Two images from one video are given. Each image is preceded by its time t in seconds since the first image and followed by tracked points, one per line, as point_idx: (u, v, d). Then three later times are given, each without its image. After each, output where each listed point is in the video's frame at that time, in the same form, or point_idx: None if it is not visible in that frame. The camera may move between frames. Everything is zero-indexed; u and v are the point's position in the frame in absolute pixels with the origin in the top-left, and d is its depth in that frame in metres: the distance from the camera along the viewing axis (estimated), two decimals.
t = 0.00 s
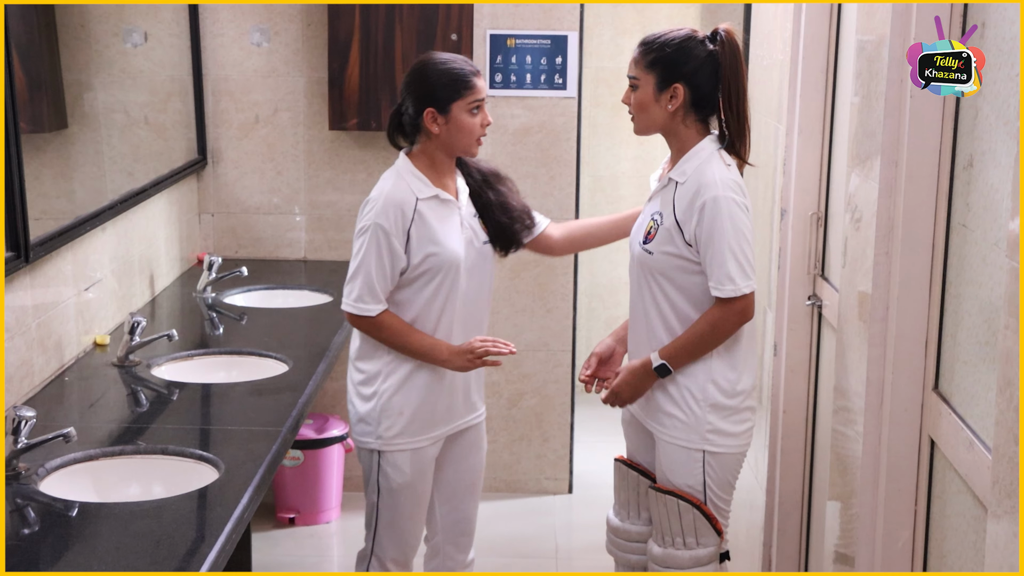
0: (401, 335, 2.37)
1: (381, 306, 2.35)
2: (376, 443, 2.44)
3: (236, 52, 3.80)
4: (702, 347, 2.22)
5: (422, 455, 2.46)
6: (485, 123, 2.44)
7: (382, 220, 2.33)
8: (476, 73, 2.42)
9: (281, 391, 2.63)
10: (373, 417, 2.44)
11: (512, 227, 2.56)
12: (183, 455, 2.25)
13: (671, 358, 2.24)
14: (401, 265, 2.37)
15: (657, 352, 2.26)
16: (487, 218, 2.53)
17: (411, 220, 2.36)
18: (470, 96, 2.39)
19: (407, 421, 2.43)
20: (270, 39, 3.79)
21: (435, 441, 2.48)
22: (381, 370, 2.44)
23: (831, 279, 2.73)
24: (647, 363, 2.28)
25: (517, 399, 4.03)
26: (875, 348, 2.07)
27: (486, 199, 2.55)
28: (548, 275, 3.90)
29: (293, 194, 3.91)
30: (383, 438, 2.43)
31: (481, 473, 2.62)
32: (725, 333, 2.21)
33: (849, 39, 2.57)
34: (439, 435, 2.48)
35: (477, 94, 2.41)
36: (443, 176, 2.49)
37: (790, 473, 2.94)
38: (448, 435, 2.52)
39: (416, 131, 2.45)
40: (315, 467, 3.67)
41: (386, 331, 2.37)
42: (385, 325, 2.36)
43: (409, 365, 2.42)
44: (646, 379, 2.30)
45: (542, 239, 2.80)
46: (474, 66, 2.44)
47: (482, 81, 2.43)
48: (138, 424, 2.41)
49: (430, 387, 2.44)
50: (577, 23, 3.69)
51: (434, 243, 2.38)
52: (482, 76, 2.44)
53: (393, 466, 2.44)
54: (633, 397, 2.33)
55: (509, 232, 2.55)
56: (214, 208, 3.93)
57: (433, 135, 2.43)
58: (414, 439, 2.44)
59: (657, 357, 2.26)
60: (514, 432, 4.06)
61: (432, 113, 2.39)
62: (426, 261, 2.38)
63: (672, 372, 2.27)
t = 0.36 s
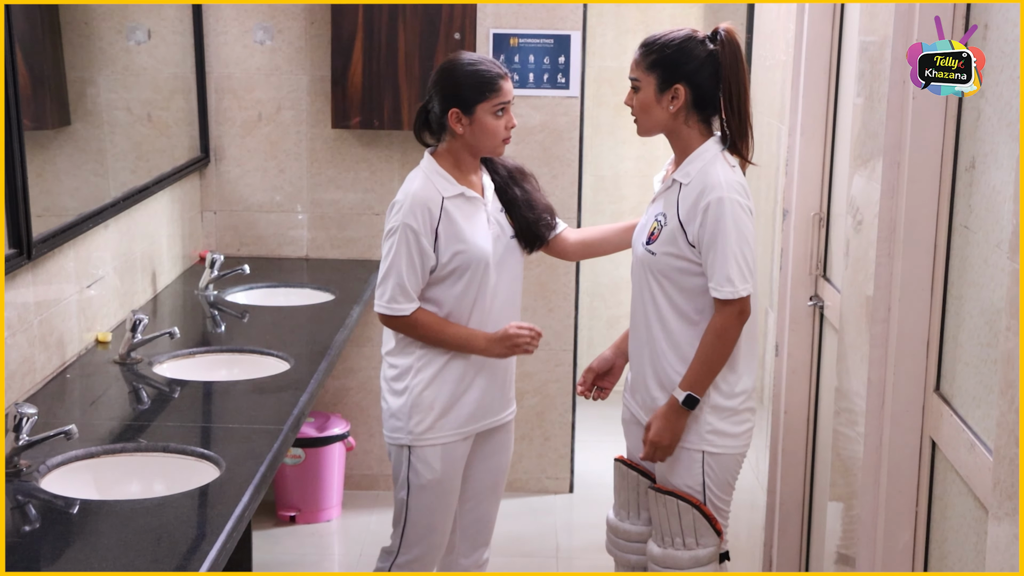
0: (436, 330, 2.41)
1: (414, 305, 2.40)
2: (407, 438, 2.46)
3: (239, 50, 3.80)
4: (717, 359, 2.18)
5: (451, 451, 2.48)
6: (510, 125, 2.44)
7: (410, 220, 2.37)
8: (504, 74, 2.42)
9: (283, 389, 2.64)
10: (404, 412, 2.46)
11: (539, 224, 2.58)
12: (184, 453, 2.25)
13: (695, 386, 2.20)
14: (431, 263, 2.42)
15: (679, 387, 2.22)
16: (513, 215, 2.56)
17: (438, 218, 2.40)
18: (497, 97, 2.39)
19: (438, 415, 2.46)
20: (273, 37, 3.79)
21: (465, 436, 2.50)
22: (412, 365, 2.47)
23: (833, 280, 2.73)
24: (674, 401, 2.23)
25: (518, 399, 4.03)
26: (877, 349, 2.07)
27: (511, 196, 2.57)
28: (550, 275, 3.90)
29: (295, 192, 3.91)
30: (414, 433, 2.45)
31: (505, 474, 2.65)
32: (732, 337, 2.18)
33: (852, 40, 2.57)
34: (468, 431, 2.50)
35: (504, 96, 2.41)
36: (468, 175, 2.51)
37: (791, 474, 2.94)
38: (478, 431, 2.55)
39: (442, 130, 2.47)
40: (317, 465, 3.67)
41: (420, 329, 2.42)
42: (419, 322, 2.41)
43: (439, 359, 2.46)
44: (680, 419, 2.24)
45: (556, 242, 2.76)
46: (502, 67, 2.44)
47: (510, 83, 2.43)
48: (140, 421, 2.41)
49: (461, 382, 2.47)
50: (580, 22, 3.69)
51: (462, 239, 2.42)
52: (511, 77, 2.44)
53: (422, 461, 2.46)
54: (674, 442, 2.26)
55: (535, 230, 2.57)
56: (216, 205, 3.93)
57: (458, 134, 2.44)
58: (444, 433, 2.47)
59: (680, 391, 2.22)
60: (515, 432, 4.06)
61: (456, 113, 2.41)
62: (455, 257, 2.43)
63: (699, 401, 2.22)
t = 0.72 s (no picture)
0: (447, 325, 2.40)
1: (423, 301, 2.40)
2: (412, 436, 2.46)
3: (234, 47, 3.79)
4: (717, 357, 2.18)
5: (458, 447, 2.48)
6: (509, 122, 2.43)
7: (411, 217, 2.37)
8: (500, 72, 2.41)
9: (277, 387, 2.63)
10: (408, 410, 2.46)
11: (541, 223, 2.58)
12: (178, 451, 2.24)
13: (702, 387, 2.19)
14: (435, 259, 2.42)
15: (686, 390, 2.20)
16: (514, 214, 2.56)
17: (439, 215, 2.40)
18: (492, 94, 2.38)
19: (442, 411, 2.46)
20: (268, 34, 3.78)
21: (470, 433, 2.50)
22: (413, 362, 2.47)
23: (828, 276, 2.72)
24: (684, 405, 2.21)
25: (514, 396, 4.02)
26: (872, 345, 2.07)
27: (514, 195, 2.57)
28: (545, 272, 3.89)
29: (290, 189, 3.90)
30: (418, 430, 2.45)
31: (507, 470, 2.64)
32: (730, 332, 2.18)
33: (848, 36, 2.56)
34: (473, 427, 2.50)
35: (501, 92, 2.39)
36: (469, 174, 2.50)
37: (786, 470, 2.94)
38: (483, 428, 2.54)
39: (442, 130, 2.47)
40: (311, 463, 3.66)
41: (431, 324, 2.41)
42: (430, 317, 2.41)
43: (439, 356, 2.46)
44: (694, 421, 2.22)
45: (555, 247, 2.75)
46: (500, 65, 2.43)
47: (506, 80, 2.42)
48: (134, 419, 2.40)
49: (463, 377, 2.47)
50: (576, 19, 3.69)
51: (464, 234, 2.42)
52: (508, 74, 2.43)
53: (430, 458, 2.46)
54: (691, 445, 2.24)
55: (536, 229, 2.57)
56: (211, 203, 3.92)
57: (456, 133, 2.44)
58: (448, 430, 2.46)
59: (688, 394, 2.20)
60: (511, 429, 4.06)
61: (453, 113, 2.40)
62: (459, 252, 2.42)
63: (708, 402, 2.21)
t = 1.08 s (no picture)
0: (438, 309, 2.41)
1: (411, 297, 2.40)
2: (387, 437, 2.46)
3: (214, 50, 3.78)
4: (699, 356, 2.19)
5: (434, 449, 2.47)
6: (482, 128, 2.41)
7: (389, 219, 2.38)
8: (478, 77, 2.40)
9: (261, 391, 2.62)
10: (384, 411, 2.46)
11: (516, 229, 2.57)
12: (162, 456, 2.23)
13: (685, 387, 2.19)
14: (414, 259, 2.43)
15: (669, 390, 2.20)
16: (489, 219, 2.55)
17: (415, 216, 2.41)
18: (466, 99, 2.38)
19: (419, 412, 2.45)
20: (247, 37, 3.76)
21: (447, 434, 2.49)
22: (389, 363, 2.48)
23: (811, 275, 2.74)
24: (668, 405, 2.21)
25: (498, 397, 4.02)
26: (856, 343, 2.08)
27: (490, 202, 2.56)
28: (528, 273, 3.89)
29: (272, 192, 3.89)
30: (393, 431, 2.45)
31: (486, 471, 2.64)
32: (712, 331, 2.19)
33: (827, 35, 2.58)
34: (451, 429, 2.50)
35: (476, 98, 2.39)
36: (442, 177, 2.50)
37: (771, 469, 2.95)
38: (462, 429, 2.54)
39: (417, 131, 2.47)
40: (295, 466, 3.65)
41: (423, 314, 2.40)
42: (421, 309, 2.40)
43: (414, 358, 2.46)
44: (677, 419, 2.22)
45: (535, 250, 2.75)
46: (478, 71, 2.42)
47: (484, 85, 2.41)
48: (117, 424, 2.38)
49: (439, 378, 2.47)
50: (556, 20, 3.70)
51: (440, 235, 2.44)
52: (486, 80, 2.43)
53: (405, 460, 2.46)
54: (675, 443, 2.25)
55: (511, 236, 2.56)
56: (192, 206, 3.90)
57: (430, 136, 2.44)
58: (425, 431, 2.46)
59: (672, 394, 2.20)
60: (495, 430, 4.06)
61: (426, 115, 2.40)
62: (437, 251, 2.44)
63: (691, 401, 2.21)
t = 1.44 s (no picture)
0: (421, 312, 2.41)
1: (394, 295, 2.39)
2: (369, 434, 2.46)
3: (211, 50, 3.77)
4: (699, 353, 2.18)
5: (414, 447, 2.47)
6: (473, 130, 2.42)
7: (372, 216, 2.37)
8: (470, 79, 2.41)
9: (259, 391, 2.61)
10: (365, 408, 2.46)
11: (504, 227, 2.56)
12: (161, 456, 2.22)
13: (689, 385, 2.19)
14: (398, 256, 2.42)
15: (672, 388, 2.20)
16: (476, 218, 2.54)
17: (398, 213, 2.40)
18: (458, 101, 2.38)
19: (400, 410, 2.45)
20: (245, 36, 3.76)
21: (429, 433, 2.49)
22: (372, 361, 2.48)
23: (810, 274, 2.73)
24: (672, 404, 2.21)
25: (496, 397, 4.02)
26: (856, 342, 2.08)
27: (477, 201, 2.55)
28: (527, 272, 3.88)
29: (269, 192, 3.88)
30: (374, 429, 2.45)
31: (476, 472, 2.63)
32: (712, 329, 2.19)
33: (826, 34, 2.58)
34: (434, 427, 2.49)
35: (467, 100, 2.39)
36: (428, 176, 2.49)
37: (771, 468, 2.95)
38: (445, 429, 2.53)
39: (406, 130, 2.46)
40: (294, 467, 3.65)
41: (407, 315, 2.40)
42: (404, 309, 2.40)
43: (396, 356, 2.46)
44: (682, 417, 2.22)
45: (519, 245, 2.74)
46: (470, 72, 2.43)
47: (476, 88, 2.42)
48: (116, 425, 2.38)
49: (421, 376, 2.47)
50: (554, 19, 3.69)
51: (423, 232, 2.43)
52: (478, 82, 2.43)
53: (384, 458, 2.46)
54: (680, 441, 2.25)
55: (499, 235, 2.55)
56: (190, 207, 3.89)
57: (419, 135, 2.43)
58: (405, 429, 2.46)
59: (676, 392, 2.19)
60: (494, 430, 4.06)
61: (417, 115, 2.40)
62: (420, 249, 2.43)
63: (694, 399, 2.21)
